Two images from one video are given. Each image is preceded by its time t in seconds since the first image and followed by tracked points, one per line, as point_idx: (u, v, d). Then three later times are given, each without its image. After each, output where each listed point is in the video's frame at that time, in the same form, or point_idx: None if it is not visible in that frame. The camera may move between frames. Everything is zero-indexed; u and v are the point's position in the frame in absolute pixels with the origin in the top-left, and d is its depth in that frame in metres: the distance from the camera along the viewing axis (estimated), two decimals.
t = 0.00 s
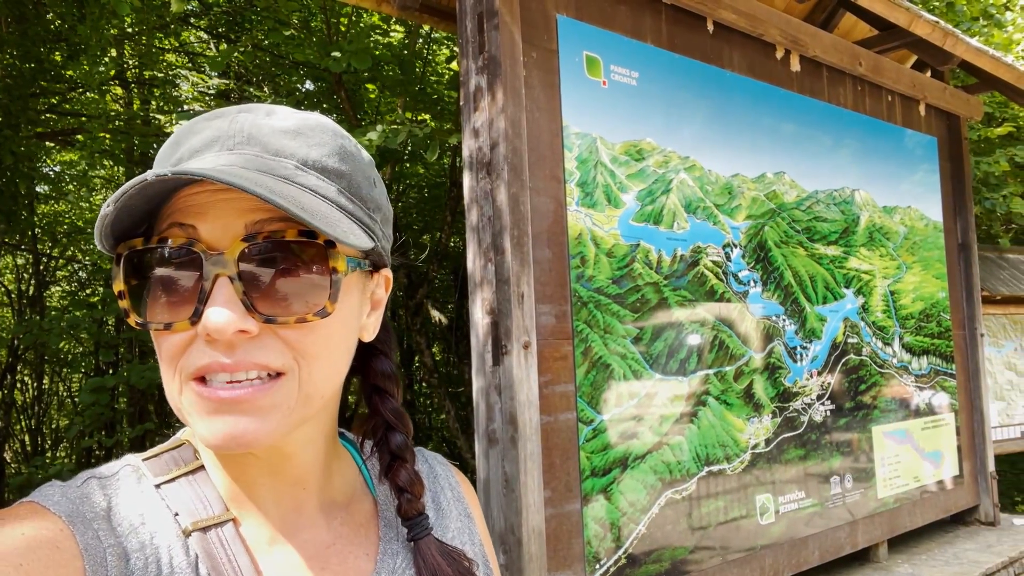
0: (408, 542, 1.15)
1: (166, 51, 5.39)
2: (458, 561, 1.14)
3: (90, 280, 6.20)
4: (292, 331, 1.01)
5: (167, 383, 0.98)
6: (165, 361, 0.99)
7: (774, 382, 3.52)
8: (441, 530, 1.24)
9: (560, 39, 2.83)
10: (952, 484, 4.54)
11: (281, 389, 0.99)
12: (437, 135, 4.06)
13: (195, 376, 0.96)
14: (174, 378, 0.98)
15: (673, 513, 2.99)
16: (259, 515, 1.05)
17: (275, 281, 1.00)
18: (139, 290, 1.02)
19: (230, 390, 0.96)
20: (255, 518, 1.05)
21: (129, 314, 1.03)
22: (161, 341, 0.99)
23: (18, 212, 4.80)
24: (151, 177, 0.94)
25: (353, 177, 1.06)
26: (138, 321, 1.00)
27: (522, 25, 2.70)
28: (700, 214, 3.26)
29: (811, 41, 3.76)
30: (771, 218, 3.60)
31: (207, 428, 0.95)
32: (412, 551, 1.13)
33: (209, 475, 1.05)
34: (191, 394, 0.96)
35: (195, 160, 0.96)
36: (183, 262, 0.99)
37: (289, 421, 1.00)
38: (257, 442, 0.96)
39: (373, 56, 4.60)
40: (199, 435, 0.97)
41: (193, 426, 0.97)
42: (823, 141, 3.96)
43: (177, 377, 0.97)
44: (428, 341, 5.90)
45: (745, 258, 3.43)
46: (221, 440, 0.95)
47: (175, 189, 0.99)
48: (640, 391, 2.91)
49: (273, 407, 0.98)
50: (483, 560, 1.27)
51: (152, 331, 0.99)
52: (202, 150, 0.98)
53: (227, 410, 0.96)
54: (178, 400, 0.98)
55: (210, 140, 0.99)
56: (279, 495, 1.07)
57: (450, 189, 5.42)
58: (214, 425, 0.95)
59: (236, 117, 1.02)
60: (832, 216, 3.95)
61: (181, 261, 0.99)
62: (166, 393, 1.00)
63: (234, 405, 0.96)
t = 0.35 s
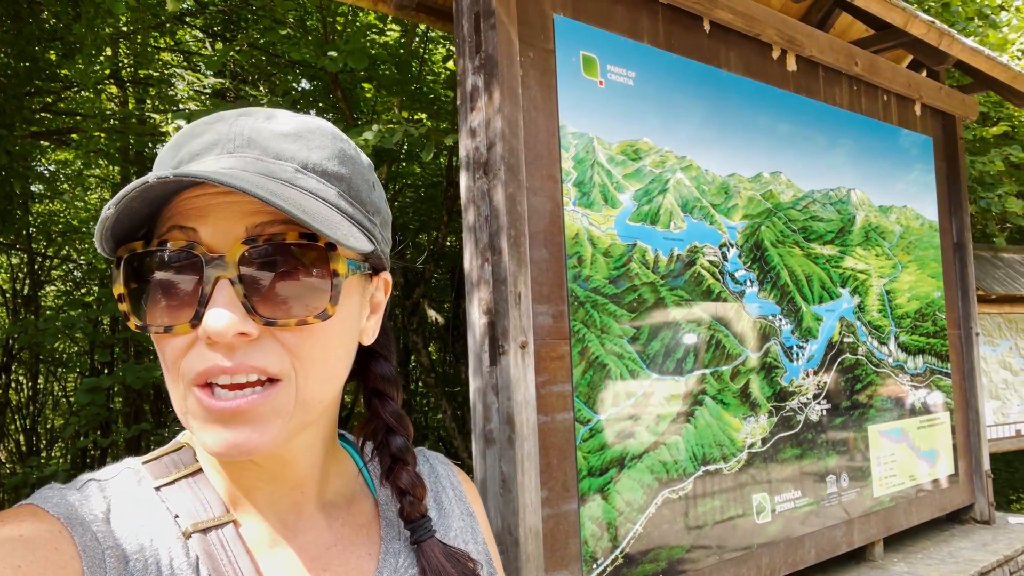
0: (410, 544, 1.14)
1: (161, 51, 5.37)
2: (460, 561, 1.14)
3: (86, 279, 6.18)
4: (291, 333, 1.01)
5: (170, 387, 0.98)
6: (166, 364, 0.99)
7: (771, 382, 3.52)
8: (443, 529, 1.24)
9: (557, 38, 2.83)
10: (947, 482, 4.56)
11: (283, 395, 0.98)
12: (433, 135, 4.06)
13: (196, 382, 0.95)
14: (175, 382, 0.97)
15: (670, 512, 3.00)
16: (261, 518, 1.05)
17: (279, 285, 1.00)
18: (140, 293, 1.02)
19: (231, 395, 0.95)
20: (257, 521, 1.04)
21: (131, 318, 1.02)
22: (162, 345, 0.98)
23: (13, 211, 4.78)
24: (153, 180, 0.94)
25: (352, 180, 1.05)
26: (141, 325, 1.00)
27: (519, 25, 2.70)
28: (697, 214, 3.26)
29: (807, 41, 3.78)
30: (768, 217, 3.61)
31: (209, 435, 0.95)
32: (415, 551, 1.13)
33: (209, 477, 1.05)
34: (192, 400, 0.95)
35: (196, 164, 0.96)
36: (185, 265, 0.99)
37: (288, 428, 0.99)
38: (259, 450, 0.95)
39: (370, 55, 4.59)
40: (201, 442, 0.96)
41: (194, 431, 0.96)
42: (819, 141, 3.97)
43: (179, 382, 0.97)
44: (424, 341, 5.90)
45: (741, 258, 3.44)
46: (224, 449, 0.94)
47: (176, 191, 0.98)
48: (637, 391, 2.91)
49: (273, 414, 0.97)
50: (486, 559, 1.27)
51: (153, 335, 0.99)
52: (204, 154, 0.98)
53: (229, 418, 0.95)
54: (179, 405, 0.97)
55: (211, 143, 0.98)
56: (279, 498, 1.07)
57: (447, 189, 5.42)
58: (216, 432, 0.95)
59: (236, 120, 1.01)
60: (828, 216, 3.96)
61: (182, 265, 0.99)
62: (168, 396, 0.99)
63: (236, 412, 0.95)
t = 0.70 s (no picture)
0: (403, 538, 1.15)
1: (161, 49, 5.38)
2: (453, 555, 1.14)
3: (86, 277, 6.19)
4: (300, 325, 1.01)
5: (176, 383, 0.97)
6: (172, 359, 0.98)
7: (770, 381, 3.52)
8: (437, 526, 1.25)
9: (557, 37, 2.83)
10: (946, 482, 4.56)
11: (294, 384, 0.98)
12: (433, 134, 4.06)
13: (207, 375, 0.94)
14: (182, 378, 0.96)
15: (669, 512, 3.00)
16: (257, 516, 1.05)
17: (287, 278, 1.01)
18: (146, 288, 1.01)
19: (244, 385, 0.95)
20: (253, 519, 1.04)
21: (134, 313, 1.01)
22: (169, 339, 0.98)
23: (13, 210, 4.77)
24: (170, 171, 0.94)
25: (352, 175, 1.06)
26: (145, 321, 0.99)
27: (518, 24, 2.70)
28: (696, 213, 3.26)
29: (807, 41, 3.78)
30: (768, 217, 3.60)
31: (219, 429, 0.94)
32: (409, 546, 1.13)
33: (205, 474, 1.05)
34: (200, 394, 0.94)
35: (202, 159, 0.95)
36: (197, 260, 0.99)
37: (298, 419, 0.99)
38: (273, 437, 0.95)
39: (370, 54, 4.59)
40: (210, 436, 0.95)
41: (201, 425, 0.95)
42: (819, 141, 3.96)
43: (186, 377, 0.96)
44: (424, 340, 5.91)
45: (741, 257, 3.44)
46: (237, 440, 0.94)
47: (186, 185, 0.99)
48: (636, 390, 2.91)
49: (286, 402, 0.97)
50: (480, 558, 1.27)
51: (159, 330, 0.98)
52: (207, 149, 0.97)
53: (240, 410, 0.94)
54: (185, 400, 0.96)
55: (213, 138, 0.98)
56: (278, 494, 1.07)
57: (447, 188, 5.43)
58: (226, 425, 0.94)
59: (237, 116, 1.00)
60: (828, 216, 3.96)
61: (193, 258, 1.00)
62: (172, 393, 0.98)
63: (249, 400, 0.94)
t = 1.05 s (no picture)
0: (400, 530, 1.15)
1: (163, 46, 5.39)
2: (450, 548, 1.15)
3: (88, 273, 6.21)
4: (368, 323, 1.10)
5: (241, 387, 0.98)
6: (233, 361, 0.98)
7: (771, 380, 3.52)
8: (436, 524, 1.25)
9: (559, 36, 2.82)
10: (946, 482, 4.56)
11: (359, 381, 1.07)
12: (434, 132, 4.06)
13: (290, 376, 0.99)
14: (253, 380, 0.98)
15: (669, 510, 3.00)
16: (259, 509, 1.04)
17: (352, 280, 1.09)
18: (210, 295, 0.99)
19: (322, 386, 1.01)
20: (255, 514, 1.04)
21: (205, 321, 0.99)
22: (239, 345, 0.99)
23: (14, 206, 4.78)
24: (270, 179, 0.95)
25: (367, 174, 1.15)
26: (221, 329, 0.98)
27: (521, 23, 2.69)
28: (698, 212, 3.26)
29: (810, 40, 3.77)
30: (769, 216, 3.60)
31: (297, 426, 0.98)
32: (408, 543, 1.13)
33: (208, 469, 1.05)
34: (276, 394, 0.98)
35: (272, 164, 0.96)
36: (277, 267, 1.02)
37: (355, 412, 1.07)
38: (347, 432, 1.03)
39: (372, 51, 4.59)
40: (282, 434, 0.99)
41: (275, 424, 0.98)
42: (821, 140, 3.96)
43: (257, 378, 0.98)
44: (425, 338, 5.92)
45: (742, 256, 3.43)
46: (314, 436, 0.99)
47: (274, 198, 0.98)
48: (637, 388, 2.91)
49: (353, 399, 1.05)
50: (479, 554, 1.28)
51: (233, 337, 0.98)
52: (262, 151, 0.97)
53: (317, 407, 1.00)
54: (254, 402, 0.98)
55: (269, 141, 0.98)
56: (294, 490, 1.08)
57: (449, 185, 5.43)
58: (303, 423, 0.99)
59: (276, 116, 1.02)
60: (830, 215, 3.96)
61: (274, 264, 1.02)
62: (228, 397, 0.98)
63: (327, 401, 1.00)
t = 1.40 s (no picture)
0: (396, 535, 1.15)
1: (165, 41, 5.39)
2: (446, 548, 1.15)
3: (88, 269, 6.22)
4: (380, 328, 1.12)
5: (264, 396, 0.99)
6: (255, 371, 0.99)
7: (771, 381, 3.52)
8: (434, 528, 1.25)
9: (561, 34, 2.81)
10: (946, 483, 4.56)
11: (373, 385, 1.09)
12: (436, 129, 4.05)
13: (312, 384, 1.01)
14: (277, 390, 0.99)
15: (669, 510, 3.00)
16: (258, 514, 1.04)
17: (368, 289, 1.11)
18: (235, 306, 0.99)
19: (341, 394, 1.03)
20: (254, 520, 1.04)
21: (231, 332, 0.99)
22: (261, 355, 0.99)
23: (15, 201, 4.78)
24: (292, 185, 0.98)
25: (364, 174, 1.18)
26: (247, 338, 0.99)
27: (523, 21, 2.69)
28: (699, 212, 3.25)
29: (813, 39, 3.76)
30: (771, 216, 3.60)
31: (320, 433, 1.00)
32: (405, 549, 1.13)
33: (205, 474, 1.05)
34: (299, 402, 0.99)
35: (288, 172, 0.98)
36: (298, 276, 1.03)
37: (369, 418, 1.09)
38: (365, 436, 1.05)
39: (373, 48, 4.58)
40: (306, 441, 1.00)
41: (297, 432, 1.00)
42: (823, 140, 3.95)
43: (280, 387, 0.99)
44: (425, 335, 5.92)
45: (743, 256, 3.43)
46: (336, 443, 1.01)
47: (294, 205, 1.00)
48: (637, 388, 2.91)
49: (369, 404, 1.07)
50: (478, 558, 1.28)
51: (258, 346, 0.99)
52: (276, 159, 0.99)
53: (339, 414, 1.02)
54: (276, 410, 0.99)
55: (282, 147, 1.00)
56: (296, 494, 1.08)
57: (450, 183, 5.42)
58: (326, 430, 1.00)
59: (285, 121, 1.03)
60: (832, 215, 3.95)
61: (295, 274, 1.03)
62: (250, 406, 0.99)
63: (347, 407, 1.03)
